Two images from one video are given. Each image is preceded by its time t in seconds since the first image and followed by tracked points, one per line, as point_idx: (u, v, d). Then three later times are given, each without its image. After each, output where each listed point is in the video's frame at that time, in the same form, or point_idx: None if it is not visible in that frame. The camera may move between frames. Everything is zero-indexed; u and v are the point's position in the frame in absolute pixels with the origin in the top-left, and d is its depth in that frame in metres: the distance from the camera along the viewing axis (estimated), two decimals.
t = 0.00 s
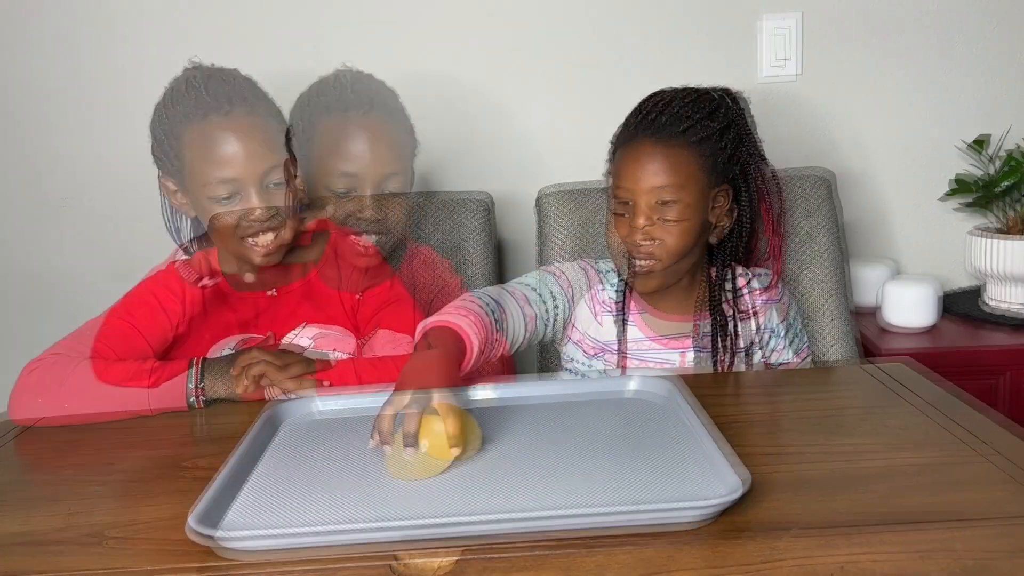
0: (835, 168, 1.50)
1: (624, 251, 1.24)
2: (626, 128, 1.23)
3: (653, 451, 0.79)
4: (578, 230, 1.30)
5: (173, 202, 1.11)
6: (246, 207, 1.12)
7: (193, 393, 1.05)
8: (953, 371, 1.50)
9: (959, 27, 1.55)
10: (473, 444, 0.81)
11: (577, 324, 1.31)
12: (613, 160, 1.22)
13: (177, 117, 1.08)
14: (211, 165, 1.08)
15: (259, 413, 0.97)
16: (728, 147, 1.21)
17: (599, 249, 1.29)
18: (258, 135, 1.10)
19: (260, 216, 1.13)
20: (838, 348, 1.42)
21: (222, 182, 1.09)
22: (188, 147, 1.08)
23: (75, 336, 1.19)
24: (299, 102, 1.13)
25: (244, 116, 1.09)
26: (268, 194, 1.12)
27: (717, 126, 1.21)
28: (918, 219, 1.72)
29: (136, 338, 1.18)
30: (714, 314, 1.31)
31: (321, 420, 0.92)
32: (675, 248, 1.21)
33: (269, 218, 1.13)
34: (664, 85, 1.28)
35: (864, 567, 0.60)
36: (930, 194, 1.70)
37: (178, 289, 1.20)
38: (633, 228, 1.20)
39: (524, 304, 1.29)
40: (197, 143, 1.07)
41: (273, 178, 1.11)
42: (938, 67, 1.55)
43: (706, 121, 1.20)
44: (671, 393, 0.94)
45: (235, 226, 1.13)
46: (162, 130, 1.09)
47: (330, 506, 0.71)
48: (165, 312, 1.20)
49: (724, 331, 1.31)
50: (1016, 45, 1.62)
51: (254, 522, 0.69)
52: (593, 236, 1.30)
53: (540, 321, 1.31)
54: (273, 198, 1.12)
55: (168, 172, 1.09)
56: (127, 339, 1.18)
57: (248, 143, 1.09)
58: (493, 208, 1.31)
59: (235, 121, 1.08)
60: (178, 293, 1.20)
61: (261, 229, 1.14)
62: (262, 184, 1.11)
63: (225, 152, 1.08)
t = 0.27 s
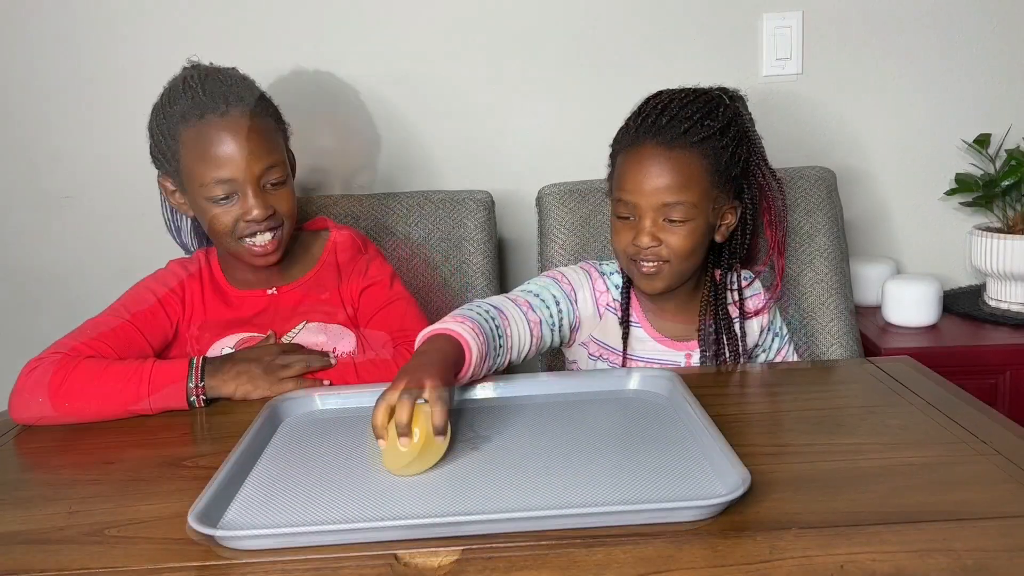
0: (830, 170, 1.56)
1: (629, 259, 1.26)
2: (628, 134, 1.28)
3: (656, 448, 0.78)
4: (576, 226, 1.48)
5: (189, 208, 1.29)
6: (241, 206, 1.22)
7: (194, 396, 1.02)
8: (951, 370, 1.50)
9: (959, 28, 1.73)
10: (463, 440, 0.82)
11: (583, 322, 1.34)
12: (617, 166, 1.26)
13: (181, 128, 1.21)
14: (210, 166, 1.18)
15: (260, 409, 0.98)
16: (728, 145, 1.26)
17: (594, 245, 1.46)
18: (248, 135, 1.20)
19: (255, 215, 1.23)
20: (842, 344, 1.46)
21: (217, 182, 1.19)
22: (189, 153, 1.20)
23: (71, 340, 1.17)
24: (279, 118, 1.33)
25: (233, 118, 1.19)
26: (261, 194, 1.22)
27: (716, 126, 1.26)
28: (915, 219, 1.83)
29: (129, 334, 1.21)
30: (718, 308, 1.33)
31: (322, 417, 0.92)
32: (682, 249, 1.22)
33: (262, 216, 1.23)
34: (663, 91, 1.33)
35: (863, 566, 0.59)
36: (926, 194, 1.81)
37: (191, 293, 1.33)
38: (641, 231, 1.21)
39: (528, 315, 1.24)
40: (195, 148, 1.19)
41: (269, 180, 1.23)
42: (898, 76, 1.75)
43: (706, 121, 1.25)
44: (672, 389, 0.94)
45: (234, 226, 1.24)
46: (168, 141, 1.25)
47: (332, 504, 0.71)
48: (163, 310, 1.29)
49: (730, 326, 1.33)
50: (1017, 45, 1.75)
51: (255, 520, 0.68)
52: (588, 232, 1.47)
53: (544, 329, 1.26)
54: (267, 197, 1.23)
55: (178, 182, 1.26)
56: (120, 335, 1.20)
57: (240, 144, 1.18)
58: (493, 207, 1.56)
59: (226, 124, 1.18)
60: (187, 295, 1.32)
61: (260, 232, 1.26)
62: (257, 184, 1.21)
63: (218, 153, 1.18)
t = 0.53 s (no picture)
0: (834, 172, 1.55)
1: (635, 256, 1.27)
2: (634, 130, 1.29)
3: (656, 448, 0.78)
4: (575, 225, 1.48)
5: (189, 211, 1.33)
6: (239, 205, 1.25)
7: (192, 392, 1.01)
8: (952, 369, 1.50)
9: (958, 28, 1.73)
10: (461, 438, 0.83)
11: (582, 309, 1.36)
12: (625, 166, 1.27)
13: (183, 131, 1.27)
14: (210, 165, 1.24)
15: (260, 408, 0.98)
16: (734, 144, 1.27)
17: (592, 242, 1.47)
18: (245, 135, 1.25)
19: (252, 215, 1.25)
20: (843, 343, 1.45)
21: (216, 181, 1.24)
22: (190, 154, 1.26)
23: (68, 338, 1.16)
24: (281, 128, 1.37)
25: (234, 121, 1.26)
26: (258, 194, 1.26)
27: (724, 125, 1.27)
28: (917, 218, 1.82)
29: (130, 334, 1.21)
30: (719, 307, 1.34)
31: (321, 415, 0.92)
32: (688, 246, 1.24)
33: (260, 217, 1.25)
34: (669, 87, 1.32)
35: (861, 565, 0.59)
36: (928, 193, 1.81)
37: (189, 291, 1.33)
38: (645, 228, 1.23)
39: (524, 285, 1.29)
40: (196, 150, 1.25)
41: (266, 180, 1.26)
42: (901, 74, 1.75)
43: (713, 119, 1.26)
44: (671, 386, 0.93)
45: (231, 226, 1.26)
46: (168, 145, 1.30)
47: (330, 503, 0.70)
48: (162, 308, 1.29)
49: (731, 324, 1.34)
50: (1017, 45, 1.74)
51: (255, 520, 0.68)
52: (587, 229, 1.48)
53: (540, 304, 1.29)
54: (265, 198, 1.26)
55: (180, 183, 1.31)
56: (121, 335, 1.20)
57: (239, 145, 1.24)
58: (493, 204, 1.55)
59: (226, 128, 1.25)
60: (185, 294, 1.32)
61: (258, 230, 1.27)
62: (253, 184, 1.25)
63: (218, 155, 1.24)
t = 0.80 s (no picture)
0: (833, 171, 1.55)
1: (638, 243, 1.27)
2: (639, 120, 1.29)
3: (655, 447, 0.78)
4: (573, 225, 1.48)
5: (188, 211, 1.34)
6: (238, 205, 1.25)
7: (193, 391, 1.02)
8: (951, 369, 1.50)
9: (958, 28, 1.73)
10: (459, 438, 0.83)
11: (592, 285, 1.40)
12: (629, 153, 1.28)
13: (181, 132, 1.27)
14: (208, 164, 1.24)
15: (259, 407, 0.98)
16: (738, 136, 1.29)
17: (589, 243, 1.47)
18: (244, 135, 1.25)
19: (252, 215, 1.25)
20: (842, 342, 1.45)
21: (215, 182, 1.24)
22: (188, 155, 1.26)
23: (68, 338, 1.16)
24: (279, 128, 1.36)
25: (231, 122, 1.25)
26: (258, 193, 1.26)
27: (727, 116, 1.28)
28: (916, 217, 1.82)
29: (130, 334, 1.21)
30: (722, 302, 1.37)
31: (321, 414, 0.92)
32: (692, 236, 1.25)
33: (259, 216, 1.25)
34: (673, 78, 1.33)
35: (859, 565, 0.60)
36: (927, 193, 1.81)
37: (188, 290, 1.33)
38: (650, 217, 1.24)
39: (536, 249, 1.41)
40: (194, 151, 1.26)
41: (265, 180, 1.26)
42: (901, 74, 1.75)
43: (716, 110, 1.27)
44: (671, 386, 0.93)
45: (230, 226, 1.26)
46: (166, 145, 1.31)
47: (329, 503, 0.71)
48: (160, 306, 1.29)
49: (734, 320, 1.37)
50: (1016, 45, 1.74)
51: (254, 520, 0.68)
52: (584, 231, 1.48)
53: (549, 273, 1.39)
54: (264, 198, 1.26)
55: (178, 184, 1.31)
56: (121, 334, 1.20)
57: (237, 146, 1.24)
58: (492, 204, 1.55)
59: (223, 128, 1.25)
60: (184, 293, 1.32)
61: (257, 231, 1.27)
62: (252, 184, 1.25)
63: (217, 155, 1.24)
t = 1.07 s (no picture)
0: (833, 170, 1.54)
1: (641, 262, 1.29)
2: (632, 140, 1.30)
3: (654, 448, 0.79)
4: (577, 224, 1.48)
5: (201, 203, 1.34)
6: (253, 196, 1.25)
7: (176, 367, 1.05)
8: (949, 369, 1.51)
9: (957, 28, 1.73)
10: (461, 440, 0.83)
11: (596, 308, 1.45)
12: (624, 175, 1.28)
13: (198, 121, 1.28)
14: (226, 154, 1.24)
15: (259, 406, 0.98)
16: (729, 147, 1.28)
17: (591, 244, 1.48)
18: (262, 126, 1.25)
19: (266, 207, 1.25)
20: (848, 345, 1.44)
21: (231, 172, 1.24)
22: (205, 144, 1.26)
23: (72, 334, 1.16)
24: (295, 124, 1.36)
25: (249, 113, 1.26)
26: (273, 186, 1.26)
27: (716, 130, 1.27)
28: (914, 216, 1.83)
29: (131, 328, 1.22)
30: (727, 301, 1.36)
31: (320, 415, 0.93)
32: (691, 251, 1.25)
33: (273, 209, 1.25)
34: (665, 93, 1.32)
35: (855, 566, 0.60)
36: (925, 192, 1.81)
37: (189, 286, 1.33)
38: (647, 237, 1.25)
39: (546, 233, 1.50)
40: (211, 140, 1.26)
41: (279, 173, 1.26)
42: (900, 75, 1.75)
43: (705, 125, 1.26)
44: (669, 386, 0.94)
45: (244, 218, 1.26)
46: (182, 135, 1.31)
47: (330, 504, 0.71)
48: (162, 299, 1.30)
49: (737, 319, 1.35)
50: (1015, 45, 1.74)
51: (255, 521, 0.69)
52: (588, 231, 1.48)
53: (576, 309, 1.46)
54: (278, 190, 1.26)
55: (192, 174, 1.31)
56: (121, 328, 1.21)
57: (254, 136, 1.24)
58: (491, 204, 1.55)
59: (241, 119, 1.25)
60: (184, 288, 1.33)
61: (270, 224, 1.27)
62: (268, 176, 1.25)
63: (233, 145, 1.24)
